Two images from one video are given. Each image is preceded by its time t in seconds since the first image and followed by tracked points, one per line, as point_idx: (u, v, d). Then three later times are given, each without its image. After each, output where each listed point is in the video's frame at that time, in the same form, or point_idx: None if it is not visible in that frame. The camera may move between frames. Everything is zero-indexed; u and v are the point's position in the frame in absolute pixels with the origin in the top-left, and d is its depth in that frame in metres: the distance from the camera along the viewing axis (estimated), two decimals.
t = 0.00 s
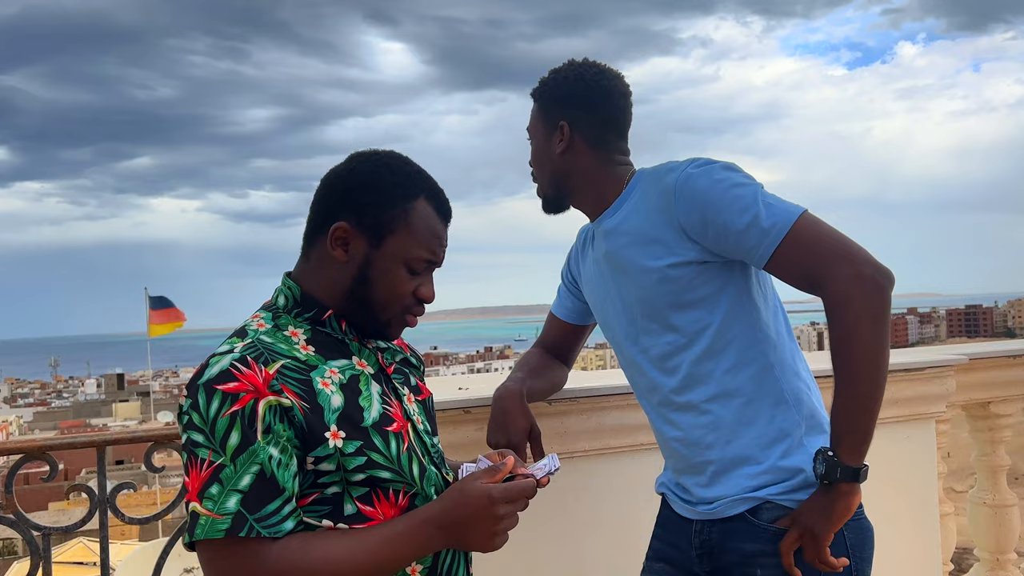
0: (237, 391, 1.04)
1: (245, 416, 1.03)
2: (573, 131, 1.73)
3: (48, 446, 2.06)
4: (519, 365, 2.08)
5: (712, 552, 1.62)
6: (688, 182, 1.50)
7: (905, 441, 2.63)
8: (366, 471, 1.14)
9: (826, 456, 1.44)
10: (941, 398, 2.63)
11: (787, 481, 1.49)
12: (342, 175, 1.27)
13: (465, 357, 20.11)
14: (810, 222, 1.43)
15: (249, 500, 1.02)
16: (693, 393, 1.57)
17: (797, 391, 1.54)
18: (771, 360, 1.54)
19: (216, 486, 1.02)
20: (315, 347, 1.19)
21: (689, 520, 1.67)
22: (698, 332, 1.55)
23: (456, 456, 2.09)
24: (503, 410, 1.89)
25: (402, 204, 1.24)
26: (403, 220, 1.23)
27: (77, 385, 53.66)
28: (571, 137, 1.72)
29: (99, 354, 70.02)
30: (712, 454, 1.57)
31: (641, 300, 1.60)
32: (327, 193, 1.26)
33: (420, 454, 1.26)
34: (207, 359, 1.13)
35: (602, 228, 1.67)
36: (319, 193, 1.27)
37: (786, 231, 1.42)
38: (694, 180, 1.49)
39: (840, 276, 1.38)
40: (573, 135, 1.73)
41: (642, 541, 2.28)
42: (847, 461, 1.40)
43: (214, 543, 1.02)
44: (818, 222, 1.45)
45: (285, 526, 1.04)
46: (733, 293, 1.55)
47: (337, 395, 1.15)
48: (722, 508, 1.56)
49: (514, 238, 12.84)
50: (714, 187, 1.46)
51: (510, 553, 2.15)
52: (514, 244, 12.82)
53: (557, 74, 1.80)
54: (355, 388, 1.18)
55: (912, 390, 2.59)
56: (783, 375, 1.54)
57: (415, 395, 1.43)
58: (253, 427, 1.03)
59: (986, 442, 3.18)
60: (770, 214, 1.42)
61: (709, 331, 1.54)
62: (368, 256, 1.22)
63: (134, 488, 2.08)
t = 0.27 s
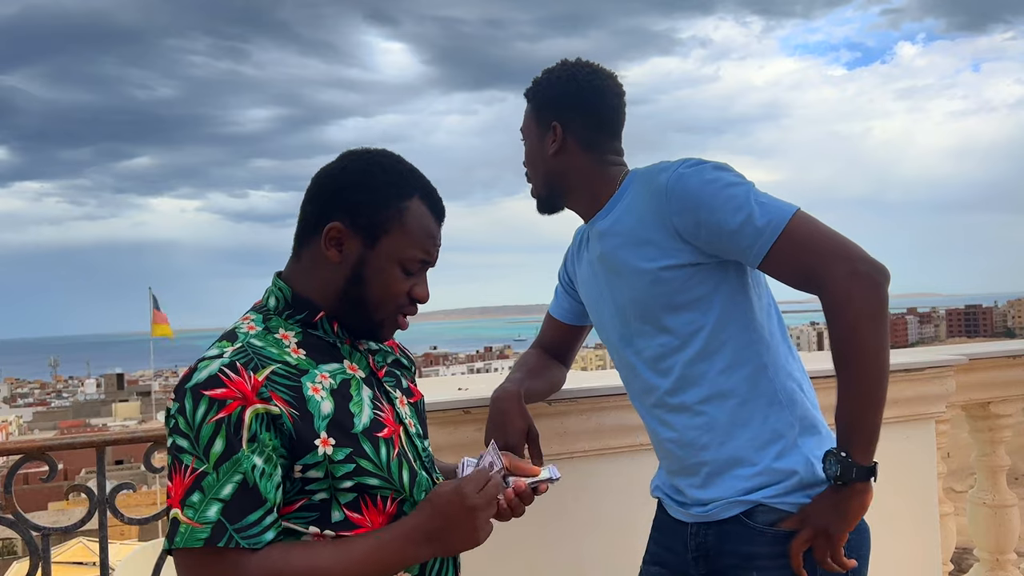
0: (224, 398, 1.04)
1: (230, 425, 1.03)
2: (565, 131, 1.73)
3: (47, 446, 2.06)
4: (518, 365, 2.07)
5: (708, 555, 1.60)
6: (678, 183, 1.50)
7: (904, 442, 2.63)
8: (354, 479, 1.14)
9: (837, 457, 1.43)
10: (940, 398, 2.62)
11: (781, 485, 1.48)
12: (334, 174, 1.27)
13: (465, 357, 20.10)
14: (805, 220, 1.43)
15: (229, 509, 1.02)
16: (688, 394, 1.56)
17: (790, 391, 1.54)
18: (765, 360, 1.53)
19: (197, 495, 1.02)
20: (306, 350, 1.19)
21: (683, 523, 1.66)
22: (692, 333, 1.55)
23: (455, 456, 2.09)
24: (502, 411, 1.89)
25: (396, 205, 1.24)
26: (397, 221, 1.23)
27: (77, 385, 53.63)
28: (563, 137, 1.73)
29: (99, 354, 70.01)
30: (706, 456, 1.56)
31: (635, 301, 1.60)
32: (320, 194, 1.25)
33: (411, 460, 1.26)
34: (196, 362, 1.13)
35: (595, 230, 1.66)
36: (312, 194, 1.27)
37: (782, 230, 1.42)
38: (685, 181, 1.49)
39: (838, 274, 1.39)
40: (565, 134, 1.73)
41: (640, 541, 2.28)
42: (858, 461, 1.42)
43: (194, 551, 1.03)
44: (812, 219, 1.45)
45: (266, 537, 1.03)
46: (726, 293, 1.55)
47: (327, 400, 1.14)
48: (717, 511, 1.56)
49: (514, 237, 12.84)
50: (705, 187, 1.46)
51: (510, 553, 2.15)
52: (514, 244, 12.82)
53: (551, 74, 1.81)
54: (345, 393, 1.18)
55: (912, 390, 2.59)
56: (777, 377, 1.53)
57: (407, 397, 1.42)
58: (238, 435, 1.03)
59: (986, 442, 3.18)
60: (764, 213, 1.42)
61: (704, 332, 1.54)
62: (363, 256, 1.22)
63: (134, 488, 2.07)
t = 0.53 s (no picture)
0: (221, 397, 1.04)
1: (231, 422, 1.03)
2: (564, 126, 1.73)
3: (48, 447, 2.06)
4: (516, 366, 2.08)
5: (695, 558, 1.61)
6: (675, 180, 1.50)
7: (904, 442, 2.63)
8: (350, 477, 1.14)
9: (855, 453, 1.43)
10: (939, 399, 2.63)
11: (766, 486, 1.49)
12: (329, 174, 1.27)
13: (465, 357, 20.11)
14: (802, 220, 1.43)
15: (237, 507, 1.02)
16: (676, 392, 1.56)
17: (779, 392, 1.56)
18: (753, 361, 1.54)
19: (204, 494, 1.02)
20: (299, 352, 1.19)
21: (670, 526, 1.66)
22: (682, 331, 1.55)
23: (455, 457, 2.09)
24: (501, 412, 1.89)
25: (389, 207, 1.24)
26: (389, 223, 1.23)
27: (77, 385, 53.63)
28: (562, 132, 1.72)
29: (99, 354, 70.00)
30: (693, 455, 1.56)
31: (627, 298, 1.60)
32: (314, 195, 1.26)
33: (406, 458, 1.26)
34: (190, 364, 1.13)
35: (590, 226, 1.67)
36: (307, 194, 1.27)
37: (778, 230, 1.42)
38: (682, 178, 1.49)
39: (836, 274, 1.39)
40: (564, 129, 1.73)
41: (635, 542, 2.27)
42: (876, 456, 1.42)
43: (204, 550, 1.03)
44: (809, 218, 1.45)
45: (275, 531, 1.04)
46: (717, 293, 1.55)
47: (321, 400, 1.15)
48: (703, 514, 1.56)
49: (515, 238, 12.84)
50: (700, 184, 1.46)
51: (506, 554, 2.15)
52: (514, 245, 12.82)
53: (550, 69, 1.80)
54: (340, 393, 1.18)
55: (911, 390, 2.59)
56: (764, 378, 1.55)
57: (402, 397, 1.42)
58: (240, 432, 1.03)
59: (985, 442, 3.19)
60: (762, 213, 1.42)
61: (694, 330, 1.54)
62: (353, 258, 1.22)
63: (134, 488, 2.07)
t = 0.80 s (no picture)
0: (221, 397, 1.04)
1: (229, 422, 1.03)
2: (563, 126, 1.72)
3: (47, 447, 2.06)
4: (517, 367, 2.07)
5: (696, 560, 1.60)
6: (675, 181, 1.50)
7: (904, 442, 2.63)
8: (350, 475, 1.14)
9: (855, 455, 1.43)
10: (939, 399, 2.62)
11: (767, 489, 1.48)
12: (330, 176, 1.27)
13: (465, 357, 20.11)
14: (802, 222, 1.43)
15: (228, 506, 1.02)
16: (676, 394, 1.56)
17: (780, 394, 1.56)
18: (753, 363, 1.54)
19: (196, 492, 1.02)
20: (302, 351, 1.19)
21: (670, 528, 1.65)
22: (683, 333, 1.55)
23: (454, 457, 2.09)
24: (502, 413, 1.88)
25: (392, 206, 1.24)
26: (392, 222, 1.23)
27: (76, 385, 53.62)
28: (561, 132, 1.72)
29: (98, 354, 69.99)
30: (693, 458, 1.55)
31: (627, 300, 1.60)
32: (316, 196, 1.26)
33: (408, 457, 1.26)
34: (192, 363, 1.13)
35: (588, 227, 1.66)
36: (308, 195, 1.27)
37: (779, 231, 1.42)
38: (682, 180, 1.48)
39: (838, 276, 1.39)
40: (563, 129, 1.72)
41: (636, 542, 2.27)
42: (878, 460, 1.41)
43: (192, 547, 1.02)
44: (808, 221, 1.45)
45: (263, 533, 1.03)
46: (717, 294, 1.55)
47: (323, 399, 1.14)
48: (704, 516, 1.56)
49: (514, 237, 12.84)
50: (700, 185, 1.46)
51: (506, 554, 2.15)
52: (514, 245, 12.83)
53: (548, 68, 1.80)
54: (341, 392, 1.18)
55: (911, 391, 2.59)
56: (764, 379, 1.54)
57: (404, 396, 1.42)
58: (236, 432, 1.03)
59: (985, 443, 3.19)
60: (762, 214, 1.42)
61: (694, 332, 1.54)
62: (358, 257, 1.22)
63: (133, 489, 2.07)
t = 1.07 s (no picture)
0: (228, 392, 1.03)
1: (237, 417, 1.03)
2: (567, 124, 1.71)
3: (46, 447, 2.05)
4: (516, 368, 2.07)
5: (700, 561, 1.60)
6: (678, 179, 1.49)
7: (904, 442, 2.62)
8: (354, 467, 1.14)
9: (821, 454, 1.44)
10: (939, 399, 2.62)
11: (773, 488, 1.48)
12: (331, 174, 1.26)
13: (465, 357, 20.11)
14: (806, 217, 1.43)
15: (241, 500, 1.01)
16: (680, 394, 1.55)
17: (784, 394, 1.55)
18: (758, 362, 1.53)
19: (208, 487, 1.01)
20: (305, 348, 1.18)
21: (674, 529, 1.64)
22: (686, 332, 1.54)
23: (454, 457, 2.08)
24: (502, 413, 1.88)
25: (392, 203, 1.24)
26: (393, 218, 1.23)
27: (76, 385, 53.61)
28: (565, 130, 1.71)
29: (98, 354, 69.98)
30: (698, 457, 1.55)
31: (630, 299, 1.59)
32: (317, 193, 1.25)
33: (410, 454, 1.26)
34: (195, 362, 1.12)
35: (591, 225, 1.66)
36: (308, 193, 1.27)
37: (782, 228, 1.41)
38: (685, 177, 1.48)
39: (839, 270, 1.38)
40: (567, 127, 1.71)
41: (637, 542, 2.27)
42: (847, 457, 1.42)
43: (205, 543, 1.02)
44: (814, 217, 1.45)
45: (278, 525, 1.03)
46: (721, 293, 1.55)
47: (328, 395, 1.14)
48: (710, 517, 1.55)
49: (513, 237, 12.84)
50: (704, 182, 1.45)
51: (507, 555, 2.14)
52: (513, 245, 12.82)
53: (549, 67, 1.79)
54: (345, 388, 1.18)
55: (911, 391, 2.59)
56: (770, 378, 1.54)
57: (404, 395, 1.42)
58: (245, 427, 1.03)
59: (986, 443, 3.18)
60: (766, 212, 1.42)
61: (698, 331, 1.53)
62: (359, 254, 1.22)
63: (132, 489, 2.07)
